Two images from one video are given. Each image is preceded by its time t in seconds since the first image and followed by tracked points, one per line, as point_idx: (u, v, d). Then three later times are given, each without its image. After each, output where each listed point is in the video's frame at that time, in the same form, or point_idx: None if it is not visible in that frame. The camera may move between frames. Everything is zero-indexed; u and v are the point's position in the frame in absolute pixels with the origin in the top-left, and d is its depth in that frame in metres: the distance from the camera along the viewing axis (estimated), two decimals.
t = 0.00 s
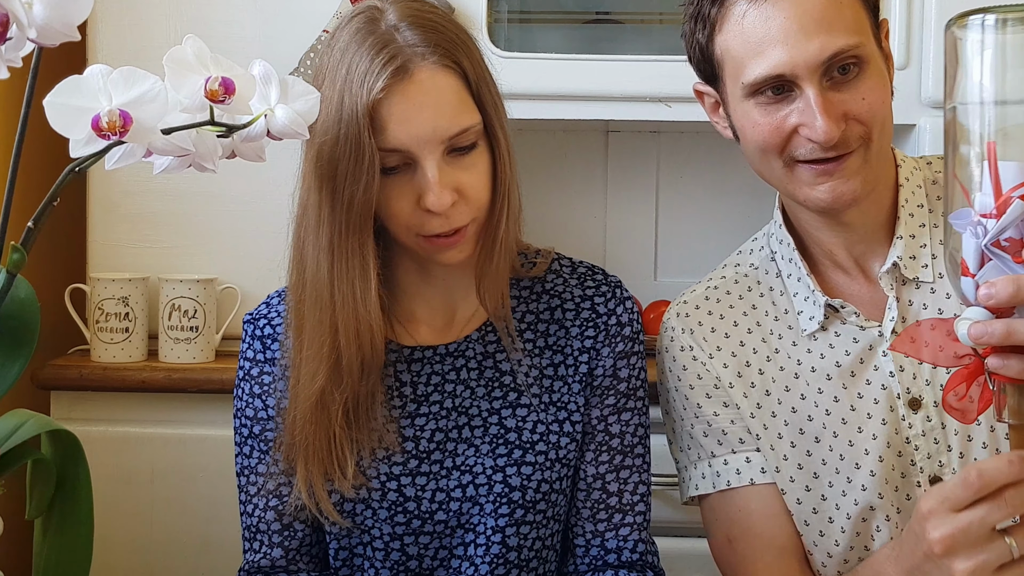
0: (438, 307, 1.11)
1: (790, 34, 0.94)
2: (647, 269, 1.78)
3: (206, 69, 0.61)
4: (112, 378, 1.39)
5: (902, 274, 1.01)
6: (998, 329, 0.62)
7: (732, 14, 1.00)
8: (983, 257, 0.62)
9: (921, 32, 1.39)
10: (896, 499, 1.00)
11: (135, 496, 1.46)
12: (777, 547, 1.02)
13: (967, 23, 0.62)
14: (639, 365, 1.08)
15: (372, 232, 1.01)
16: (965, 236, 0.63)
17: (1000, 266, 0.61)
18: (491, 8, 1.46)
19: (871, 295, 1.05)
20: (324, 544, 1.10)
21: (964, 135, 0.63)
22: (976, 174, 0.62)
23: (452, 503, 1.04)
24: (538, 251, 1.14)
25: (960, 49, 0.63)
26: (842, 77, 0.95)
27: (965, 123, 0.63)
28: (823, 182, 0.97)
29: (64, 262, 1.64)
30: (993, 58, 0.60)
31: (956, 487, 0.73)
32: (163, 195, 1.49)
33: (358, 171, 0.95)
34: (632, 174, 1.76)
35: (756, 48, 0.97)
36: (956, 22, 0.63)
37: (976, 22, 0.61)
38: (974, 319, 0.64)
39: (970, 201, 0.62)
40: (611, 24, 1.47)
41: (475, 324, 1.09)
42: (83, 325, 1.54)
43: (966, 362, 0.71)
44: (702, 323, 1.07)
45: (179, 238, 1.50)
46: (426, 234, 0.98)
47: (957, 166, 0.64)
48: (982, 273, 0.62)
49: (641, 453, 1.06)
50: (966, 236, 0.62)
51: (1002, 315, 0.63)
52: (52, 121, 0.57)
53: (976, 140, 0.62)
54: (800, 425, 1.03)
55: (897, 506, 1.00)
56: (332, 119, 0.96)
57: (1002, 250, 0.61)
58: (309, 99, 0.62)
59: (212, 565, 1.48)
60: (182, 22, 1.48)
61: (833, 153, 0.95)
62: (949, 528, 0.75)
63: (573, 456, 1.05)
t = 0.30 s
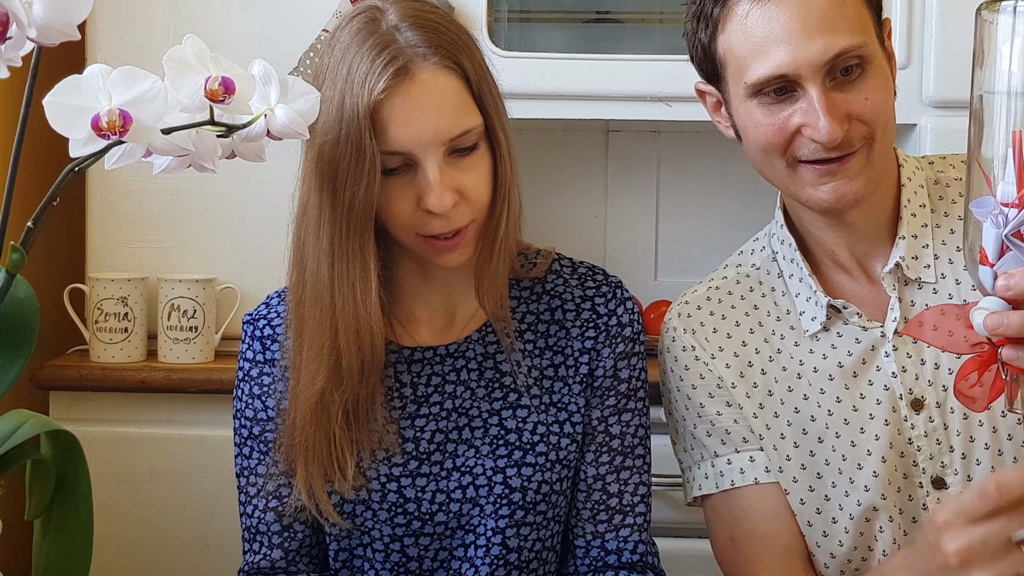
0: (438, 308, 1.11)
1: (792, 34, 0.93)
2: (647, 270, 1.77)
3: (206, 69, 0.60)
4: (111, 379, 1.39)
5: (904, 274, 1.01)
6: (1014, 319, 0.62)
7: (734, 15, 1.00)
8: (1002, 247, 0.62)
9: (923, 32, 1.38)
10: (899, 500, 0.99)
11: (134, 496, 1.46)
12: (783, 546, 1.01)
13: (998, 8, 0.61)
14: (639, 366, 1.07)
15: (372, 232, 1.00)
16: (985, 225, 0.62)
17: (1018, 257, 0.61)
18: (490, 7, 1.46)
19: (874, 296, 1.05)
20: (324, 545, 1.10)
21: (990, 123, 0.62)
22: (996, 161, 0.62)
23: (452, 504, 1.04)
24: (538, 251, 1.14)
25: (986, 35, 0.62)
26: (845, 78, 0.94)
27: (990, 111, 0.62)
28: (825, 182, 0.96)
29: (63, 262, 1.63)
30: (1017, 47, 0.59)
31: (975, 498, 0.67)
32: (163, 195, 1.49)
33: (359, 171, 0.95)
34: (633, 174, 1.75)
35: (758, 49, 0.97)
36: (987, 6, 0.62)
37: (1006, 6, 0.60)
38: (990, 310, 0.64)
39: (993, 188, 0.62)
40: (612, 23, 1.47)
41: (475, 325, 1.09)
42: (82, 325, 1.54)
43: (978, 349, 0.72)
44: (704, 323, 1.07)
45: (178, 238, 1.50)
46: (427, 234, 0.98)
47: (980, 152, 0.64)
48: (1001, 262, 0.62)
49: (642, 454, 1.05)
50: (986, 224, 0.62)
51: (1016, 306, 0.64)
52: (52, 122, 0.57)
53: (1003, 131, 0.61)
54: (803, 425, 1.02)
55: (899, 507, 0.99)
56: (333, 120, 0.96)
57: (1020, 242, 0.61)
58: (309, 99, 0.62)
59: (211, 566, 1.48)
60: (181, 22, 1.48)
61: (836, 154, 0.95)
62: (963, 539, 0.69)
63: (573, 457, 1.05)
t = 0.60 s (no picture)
0: (438, 309, 1.11)
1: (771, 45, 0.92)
2: (648, 270, 1.77)
3: (206, 69, 0.60)
4: (111, 379, 1.39)
5: (907, 275, 1.01)
6: (1012, 329, 0.61)
7: (719, 21, 0.98)
8: (995, 258, 0.61)
9: (924, 31, 1.38)
10: (904, 501, 0.98)
11: (133, 497, 1.45)
12: (788, 536, 1.01)
13: (976, 19, 0.61)
14: (640, 367, 1.07)
15: (373, 232, 1.00)
16: (977, 236, 0.62)
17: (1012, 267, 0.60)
18: (490, 7, 1.46)
19: (876, 296, 1.04)
20: (324, 547, 1.10)
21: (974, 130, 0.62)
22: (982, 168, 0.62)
23: (453, 506, 1.04)
24: (539, 252, 1.13)
25: (966, 45, 0.63)
26: (826, 86, 0.93)
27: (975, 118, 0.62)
28: (811, 189, 0.97)
29: (62, 262, 1.63)
30: (1002, 51, 0.60)
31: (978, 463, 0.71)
32: (162, 195, 1.49)
33: (360, 170, 0.94)
34: (633, 174, 1.75)
35: (739, 57, 0.95)
36: (965, 18, 0.63)
37: (984, 17, 0.60)
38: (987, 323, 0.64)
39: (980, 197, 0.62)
40: (612, 23, 1.47)
41: (477, 325, 1.09)
42: (81, 325, 1.53)
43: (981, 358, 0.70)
44: (707, 321, 1.07)
45: (178, 238, 1.50)
46: (427, 234, 0.97)
47: (966, 160, 0.64)
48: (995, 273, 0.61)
49: (642, 455, 1.05)
50: (978, 235, 0.62)
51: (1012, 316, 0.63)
52: (51, 122, 0.57)
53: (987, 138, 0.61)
54: (808, 423, 1.02)
55: (904, 508, 0.98)
56: (334, 119, 0.96)
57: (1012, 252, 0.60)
58: (309, 99, 0.62)
59: (211, 569, 1.47)
60: (181, 22, 1.48)
61: (819, 163, 0.95)
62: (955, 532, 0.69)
63: (574, 458, 1.04)
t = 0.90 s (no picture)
0: (438, 309, 1.10)
1: (704, 73, 0.88)
2: (648, 270, 1.77)
3: (205, 68, 0.60)
4: (110, 379, 1.38)
5: (902, 280, 0.99)
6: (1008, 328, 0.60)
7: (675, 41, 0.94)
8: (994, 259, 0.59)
9: (925, 29, 1.38)
10: (896, 508, 0.99)
11: (132, 497, 1.45)
12: (775, 549, 1.02)
13: (981, 17, 0.57)
14: (640, 367, 1.07)
15: (373, 232, 1.00)
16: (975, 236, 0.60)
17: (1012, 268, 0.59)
18: (490, 6, 1.45)
19: (871, 300, 1.03)
20: (322, 548, 1.10)
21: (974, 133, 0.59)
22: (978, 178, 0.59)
23: (452, 507, 1.03)
24: (538, 251, 1.13)
25: (969, 44, 0.58)
26: (762, 116, 0.89)
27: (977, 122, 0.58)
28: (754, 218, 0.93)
29: (62, 262, 1.63)
30: (1005, 53, 0.56)
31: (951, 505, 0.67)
32: (161, 195, 1.49)
33: (359, 170, 0.94)
34: (633, 174, 1.75)
35: (684, 80, 0.92)
36: (970, 14, 0.58)
37: (990, 17, 0.56)
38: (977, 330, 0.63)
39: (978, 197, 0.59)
40: (612, 22, 1.46)
41: (476, 325, 1.09)
42: (81, 325, 1.53)
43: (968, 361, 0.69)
44: (702, 324, 1.06)
45: (177, 238, 1.49)
46: (426, 233, 0.97)
47: (964, 159, 0.60)
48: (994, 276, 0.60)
49: (642, 455, 1.05)
50: (977, 235, 0.60)
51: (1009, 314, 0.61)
52: (49, 121, 0.57)
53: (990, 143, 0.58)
54: (799, 431, 1.02)
55: (895, 514, 0.99)
56: (333, 118, 0.95)
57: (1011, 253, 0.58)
58: (308, 98, 0.61)
59: (210, 569, 1.47)
60: (181, 21, 1.47)
61: (757, 190, 0.91)
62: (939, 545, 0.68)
63: (573, 459, 1.04)
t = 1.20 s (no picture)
0: (438, 309, 1.10)
1: (687, 88, 0.88)
2: (648, 270, 1.77)
3: (205, 68, 0.60)
4: (108, 379, 1.38)
5: (893, 284, 0.98)
6: (1000, 316, 0.59)
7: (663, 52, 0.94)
8: (984, 267, 0.60)
9: (926, 28, 1.38)
10: (886, 512, 0.98)
11: (131, 499, 1.45)
12: (764, 553, 1.03)
13: (963, 36, 0.60)
14: (641, 367, 1.06)
15: (373, 232, 0.99)
16: (961, 248, 0.61)
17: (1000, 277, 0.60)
18: (490, 5, 1.45)
19: (863, 304, 1.01)
20: (321, 548, 1.09)
21: (960, 156, 0.62)
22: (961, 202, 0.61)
23: (451, 508, 1.03)
24: (539, 252, 1.13)
25: (953, 63, 0.61)
26: (744, 132, 0.88)
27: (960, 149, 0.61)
28: (741, 229, 0.93)
29: (61, 263, 1.62)
30: (989, 70, 0.59)
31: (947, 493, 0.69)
32: (160, 195, 1.48)
33: (359, 169, 0.94)
34: (633, 174, 1.74)
35: (668, 92, 0.91)
36: (952, 35, 0.61)
37: (974, 35, 0.59)
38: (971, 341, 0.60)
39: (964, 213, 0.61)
40: (613, 22, 1.45)
41: (476, 325, 1.08)
42: (80, 325, 1.53)
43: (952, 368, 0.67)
44: (692, 328, 1.05)
45: (176, 237, 1.49)
46: (426, 234, 0.97)
47: (951, 186, 0.63)
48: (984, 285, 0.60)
49: (644, 456, 1.05)
50: (965, 246, 0.60)
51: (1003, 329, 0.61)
52: (48, 120, 0.57)
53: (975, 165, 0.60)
54: (789, 436, 1.02)
55: (886, 519, 0.98)
56: (333, 118, 0.95)
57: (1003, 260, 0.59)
58: (307, 97, 0.61)
59: (208, 571, 1.47)
60: (180, 20, 1.47)
61: (740, 204, 0.91)
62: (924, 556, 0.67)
63: (574, 459, 1.04)
